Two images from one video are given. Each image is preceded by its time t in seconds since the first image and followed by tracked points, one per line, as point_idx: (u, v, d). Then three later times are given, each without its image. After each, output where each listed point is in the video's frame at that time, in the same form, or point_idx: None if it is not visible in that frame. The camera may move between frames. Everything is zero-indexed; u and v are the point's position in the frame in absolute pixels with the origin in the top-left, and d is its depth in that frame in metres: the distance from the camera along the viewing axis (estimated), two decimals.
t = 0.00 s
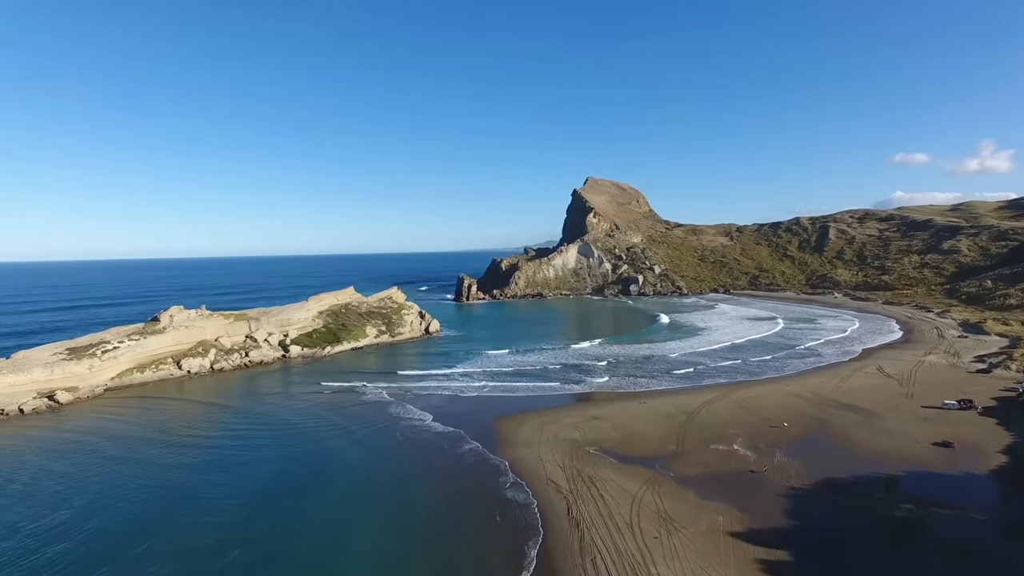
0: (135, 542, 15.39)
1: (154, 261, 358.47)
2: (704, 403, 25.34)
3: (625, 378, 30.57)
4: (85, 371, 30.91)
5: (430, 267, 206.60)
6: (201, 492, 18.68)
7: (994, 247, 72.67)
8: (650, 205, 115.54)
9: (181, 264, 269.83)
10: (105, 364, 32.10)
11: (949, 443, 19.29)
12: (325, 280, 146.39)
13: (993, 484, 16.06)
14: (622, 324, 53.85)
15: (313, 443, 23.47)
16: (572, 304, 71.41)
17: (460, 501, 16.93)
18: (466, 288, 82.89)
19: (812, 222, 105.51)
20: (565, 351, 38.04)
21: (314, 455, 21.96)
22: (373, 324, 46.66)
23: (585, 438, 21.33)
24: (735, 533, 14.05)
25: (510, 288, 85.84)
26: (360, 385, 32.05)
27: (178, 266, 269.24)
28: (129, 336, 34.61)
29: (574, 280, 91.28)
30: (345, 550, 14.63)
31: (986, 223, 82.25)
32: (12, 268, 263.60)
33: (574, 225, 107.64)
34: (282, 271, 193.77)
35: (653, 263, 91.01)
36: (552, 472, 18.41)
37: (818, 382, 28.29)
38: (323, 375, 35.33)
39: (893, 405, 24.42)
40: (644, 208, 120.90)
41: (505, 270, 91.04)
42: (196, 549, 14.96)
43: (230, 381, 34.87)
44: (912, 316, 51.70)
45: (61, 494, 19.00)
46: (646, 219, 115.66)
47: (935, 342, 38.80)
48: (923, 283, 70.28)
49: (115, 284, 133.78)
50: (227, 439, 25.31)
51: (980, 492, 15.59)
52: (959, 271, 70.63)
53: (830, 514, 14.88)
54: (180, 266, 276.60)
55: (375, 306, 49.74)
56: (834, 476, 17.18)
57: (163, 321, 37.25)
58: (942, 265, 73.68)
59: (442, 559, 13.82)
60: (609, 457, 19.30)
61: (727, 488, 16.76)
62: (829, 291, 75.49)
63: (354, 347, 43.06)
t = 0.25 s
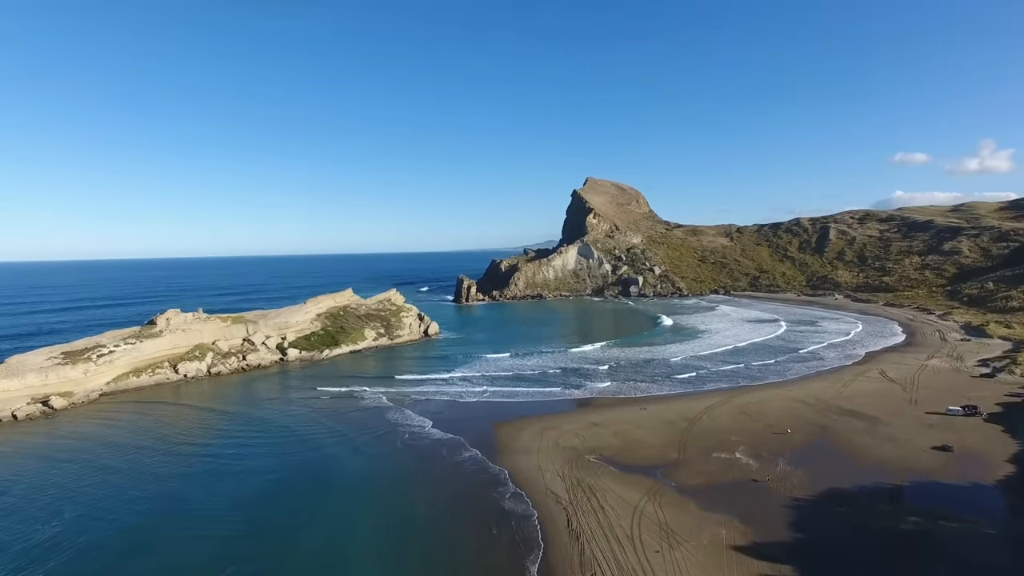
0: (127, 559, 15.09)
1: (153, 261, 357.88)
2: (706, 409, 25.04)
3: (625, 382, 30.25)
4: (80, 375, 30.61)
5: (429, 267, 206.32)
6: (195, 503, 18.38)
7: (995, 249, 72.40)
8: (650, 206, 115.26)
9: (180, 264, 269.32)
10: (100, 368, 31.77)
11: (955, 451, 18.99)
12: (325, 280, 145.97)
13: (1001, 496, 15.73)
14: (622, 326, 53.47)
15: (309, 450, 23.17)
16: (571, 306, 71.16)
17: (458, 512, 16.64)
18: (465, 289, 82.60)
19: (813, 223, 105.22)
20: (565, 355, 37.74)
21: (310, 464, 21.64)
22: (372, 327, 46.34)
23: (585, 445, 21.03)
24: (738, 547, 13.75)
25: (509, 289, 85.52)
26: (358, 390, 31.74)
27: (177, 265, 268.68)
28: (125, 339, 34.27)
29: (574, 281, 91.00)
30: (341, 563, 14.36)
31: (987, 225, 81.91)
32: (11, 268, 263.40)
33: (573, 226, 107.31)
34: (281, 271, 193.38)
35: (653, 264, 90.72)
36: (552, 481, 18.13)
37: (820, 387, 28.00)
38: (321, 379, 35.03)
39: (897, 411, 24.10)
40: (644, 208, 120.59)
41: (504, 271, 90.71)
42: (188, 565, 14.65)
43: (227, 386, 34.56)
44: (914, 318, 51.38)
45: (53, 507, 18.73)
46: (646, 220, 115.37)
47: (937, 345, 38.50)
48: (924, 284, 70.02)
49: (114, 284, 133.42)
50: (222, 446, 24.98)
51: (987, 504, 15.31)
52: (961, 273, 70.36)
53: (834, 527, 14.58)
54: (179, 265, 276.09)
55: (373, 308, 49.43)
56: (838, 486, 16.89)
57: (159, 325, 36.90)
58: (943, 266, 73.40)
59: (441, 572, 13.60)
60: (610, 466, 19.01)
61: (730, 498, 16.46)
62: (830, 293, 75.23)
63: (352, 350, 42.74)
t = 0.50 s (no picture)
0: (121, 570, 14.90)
1: (153, 261, 357.42)
2: (707, 413, 24.85)
3: (625, 385, 30.04)
4: (77, 379, 30.44)
5: (429, 267, 206.14)
6: (189, 509, 18.13)
7: (996, 250, 72.20)
8: (650, 206, 115.01)
9: (180, 264, 269.09)
10: (97, 372, 31.60)
11: (960, 458, 18.76)
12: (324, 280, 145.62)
13: (1006, 504, 15.55)
14: (623, 328, 53.28)
15: (306, 454, 22.92)
16: (571, 307, 70.96)
17: (457, 520, 16.40)
18: (465, 290, 82.40)
19: (813, 223, 105.00)
20: (565, 357, 37.49)
21: (307, 467, 21.39)
22: (371, 329, 46.16)
23: (585, 451, 20.85)
24: (740, 558, 13.56)
25: (509, 290, 85.32)
26: (357, 393, 31.53)
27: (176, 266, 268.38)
28: (123, 342, 34.09)
29: (574, 282, 90.79)
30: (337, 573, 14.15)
31: (989, 226, 81.70)
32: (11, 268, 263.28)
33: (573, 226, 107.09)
34: (281, 272, 193.12)
35: (653, 264, 90.53)
36: (551, 488, 17.95)
37: (822, 391, 27.77)
38: (319, 382, 34.78)
39: (900, 415, 23.91)
40: (644, 209, 120.42)
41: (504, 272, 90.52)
42: None
43: (225, 389, 34.37)
44: (915, 320, 51.18)
45: (45, 511, 18.47)
46: (646, 221, 115.20)
47: (939, 348, 38.31)
48: (925, 285, 69.84)
49: (113, 284, 133.23)
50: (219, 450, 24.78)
51: (992, 512, 15.14)
52: (962, 274, 70.16)
53: (838, 536, 14.39)
54: (179, 266, 275.80)
55: (372, 310, 49.25)
56: (842, 495, 16.66)
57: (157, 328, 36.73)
58: (944, 268, 73.19)
59: None
60: (610, 473, 18.79)
61: (731, 506, 16.26)
62: (831, 294, 75.03)
63: (351, 353, 42.56)
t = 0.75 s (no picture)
0: None
1: (152, 261, 357.04)
2: (708, 420, 24.52)
3: (626, 390, 29.70)
4: (71, 385, 30.12)
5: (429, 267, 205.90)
6: (181, 522, 17.80)
7: (997, 251, 71.96)
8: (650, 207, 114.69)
9: (179, 265, 268.66)
10: (92, 377, 31.26)
11: (965, 467, 18.46)
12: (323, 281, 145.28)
13: (1014, 516, 15.24)
14: (623, 330, 52.93)
15: (301, 462, 22.61)
16: (571, 309, 70.64)
17: (455, 533, 16.11)
18: (464, 291, 82.08)
19: (813, 225, 104.72)
20: (565, 362, 37.16)
21: (301, 476, 21.09)
22: (369, 332, 45.85)
23: (584, 460, 20.54)
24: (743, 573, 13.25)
25: (509, 291, 85.00)
26: (354, 398, 31.20)
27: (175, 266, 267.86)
28: (118, 347, 33.74)
29: (574, 284, 90.45)
30: None
31: (990, 227, 81.44)
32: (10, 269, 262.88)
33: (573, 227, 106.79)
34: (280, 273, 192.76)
35: (653, 266, 90.21)
36: (550, 499, 17.66)
37: (824, 397, 27.44)
38: (316, 387, 34.49)
39: (904, 422, 23.60)
40: (644, 210, 120.16)
41: (504, 273, 90.19)
42: None
43: (222, 394, 34.05)
44: (917, 323, 50.87)
45: (33, 524, 18.13)
46: (646, 222, 114.91)
47: (942, 351, 38.00)
48: (926, 287, 69.55)
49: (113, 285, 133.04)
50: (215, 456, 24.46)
51: (1000, 525, 14.83)
52: (963, 276, 69.88)
53: (844, 550, 14.07)
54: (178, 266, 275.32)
55: (371, 313, 48.93)
56: (846, 506, 16.34)
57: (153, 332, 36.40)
58: (945, 269, 72.93)
59: None
60: (610, 483, 18.49)
61: (734, 518, 15.95)
62: (831, 295, 74.73)
63: (349, 356, 42.23)
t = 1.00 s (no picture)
0: None
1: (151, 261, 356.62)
2: (709, 425, 24.31)
3: (626, 394, 29.49)
4: (67, 389, 29.86)
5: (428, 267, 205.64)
6: (175, 532, 17.53)
7: (998, 252, 71.83)
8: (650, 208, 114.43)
9: (178, 265, 268.33)
10: (88, 381, 31.00)
11: (968, 474, 18.27)
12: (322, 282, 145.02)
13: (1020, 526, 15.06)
14: (622, 332, 52.71)
15: (299, 468, 22.35)
16: (570, 310, 70.43)
17: (453, 542, 15.87)
18: (463, 292, 81.85)
19: (813, 225, 104.57)
20: (564, 364, 36.91)
21: (298, 483, 20.83)
22: (368, 334, 45.62)
23: (584, 466, 20.34)
24: None
25: (508, 292, 84.81)
26: (353, 402, 30.97)
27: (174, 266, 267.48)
28: (115, 350, 33.47)
29: (573, 284, 90.24)
30: None
31: (990, 228, 81.32)
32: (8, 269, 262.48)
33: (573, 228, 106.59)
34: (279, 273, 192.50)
35: (653, 267, 90.01)
36: (550, 506, 17.46)
37: (826, 401, 27.21)
38: (314, 391, 34.26)
39: (906, 427, 23.40)
40: (644, 211, 120.00)
41: (503, 274, 89.98)
42: None
43: (219, 397, 33.83)
44: (918, 325, 50.69)
45: (25, 533, 17.87)
46: (646, 222, 114.74)
47: (943, 354, 37.81)
48: (927, 288, 69.40)
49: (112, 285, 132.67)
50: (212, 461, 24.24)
51: (1006, 535, 14.64)
52: (964, 277, 69.73)
53: (848, 561, 13.87)
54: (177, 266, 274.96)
55: (369, 315, 48.69)
56: (849, 515, 16.11)
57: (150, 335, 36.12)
58: (945, 270, 72.80)
59: None
60: (610, 490, 18.27)
61: (736, 527, 15.74)
62: (831, 297, 74.58)
63: (348, 359, 42.00)
